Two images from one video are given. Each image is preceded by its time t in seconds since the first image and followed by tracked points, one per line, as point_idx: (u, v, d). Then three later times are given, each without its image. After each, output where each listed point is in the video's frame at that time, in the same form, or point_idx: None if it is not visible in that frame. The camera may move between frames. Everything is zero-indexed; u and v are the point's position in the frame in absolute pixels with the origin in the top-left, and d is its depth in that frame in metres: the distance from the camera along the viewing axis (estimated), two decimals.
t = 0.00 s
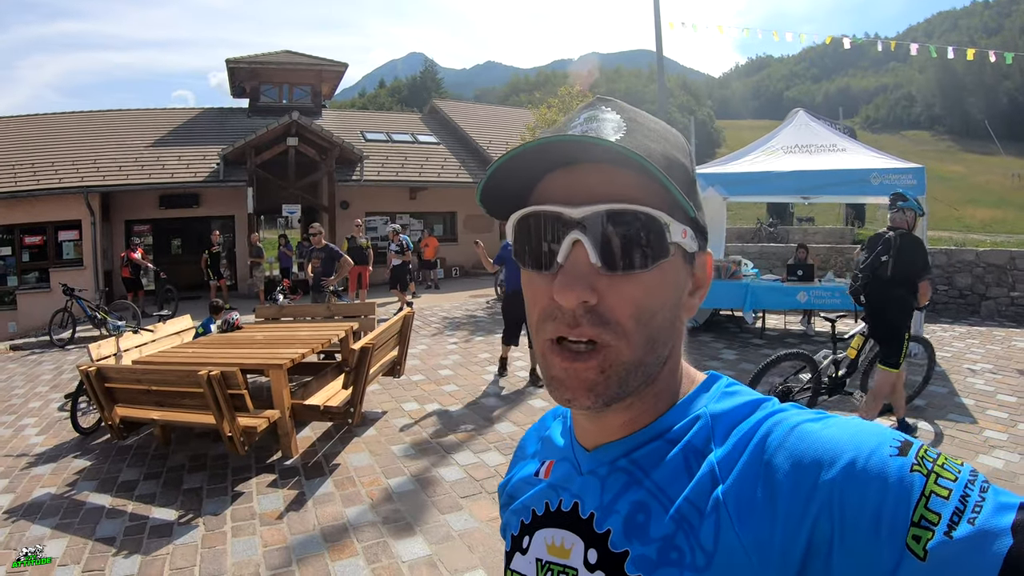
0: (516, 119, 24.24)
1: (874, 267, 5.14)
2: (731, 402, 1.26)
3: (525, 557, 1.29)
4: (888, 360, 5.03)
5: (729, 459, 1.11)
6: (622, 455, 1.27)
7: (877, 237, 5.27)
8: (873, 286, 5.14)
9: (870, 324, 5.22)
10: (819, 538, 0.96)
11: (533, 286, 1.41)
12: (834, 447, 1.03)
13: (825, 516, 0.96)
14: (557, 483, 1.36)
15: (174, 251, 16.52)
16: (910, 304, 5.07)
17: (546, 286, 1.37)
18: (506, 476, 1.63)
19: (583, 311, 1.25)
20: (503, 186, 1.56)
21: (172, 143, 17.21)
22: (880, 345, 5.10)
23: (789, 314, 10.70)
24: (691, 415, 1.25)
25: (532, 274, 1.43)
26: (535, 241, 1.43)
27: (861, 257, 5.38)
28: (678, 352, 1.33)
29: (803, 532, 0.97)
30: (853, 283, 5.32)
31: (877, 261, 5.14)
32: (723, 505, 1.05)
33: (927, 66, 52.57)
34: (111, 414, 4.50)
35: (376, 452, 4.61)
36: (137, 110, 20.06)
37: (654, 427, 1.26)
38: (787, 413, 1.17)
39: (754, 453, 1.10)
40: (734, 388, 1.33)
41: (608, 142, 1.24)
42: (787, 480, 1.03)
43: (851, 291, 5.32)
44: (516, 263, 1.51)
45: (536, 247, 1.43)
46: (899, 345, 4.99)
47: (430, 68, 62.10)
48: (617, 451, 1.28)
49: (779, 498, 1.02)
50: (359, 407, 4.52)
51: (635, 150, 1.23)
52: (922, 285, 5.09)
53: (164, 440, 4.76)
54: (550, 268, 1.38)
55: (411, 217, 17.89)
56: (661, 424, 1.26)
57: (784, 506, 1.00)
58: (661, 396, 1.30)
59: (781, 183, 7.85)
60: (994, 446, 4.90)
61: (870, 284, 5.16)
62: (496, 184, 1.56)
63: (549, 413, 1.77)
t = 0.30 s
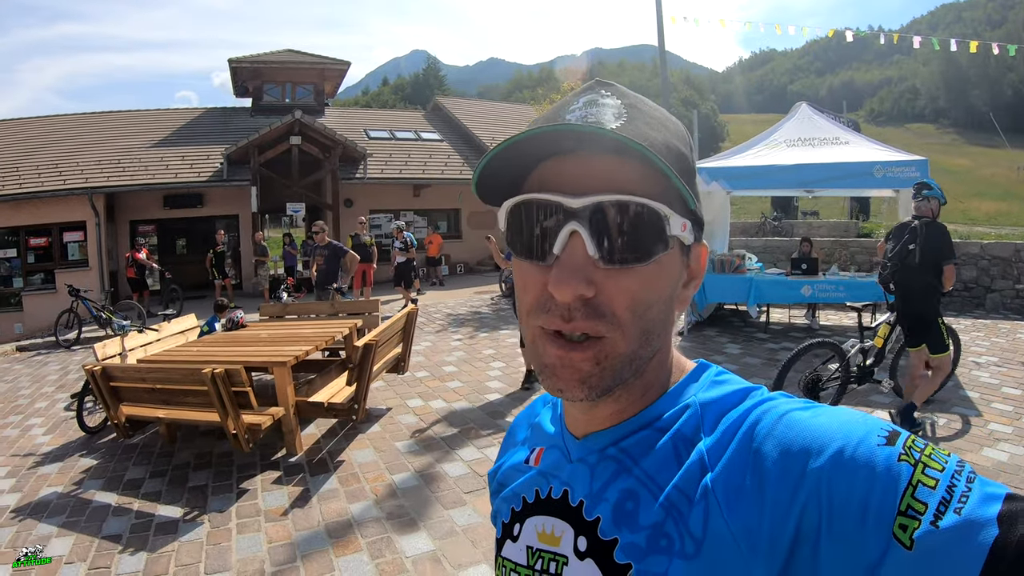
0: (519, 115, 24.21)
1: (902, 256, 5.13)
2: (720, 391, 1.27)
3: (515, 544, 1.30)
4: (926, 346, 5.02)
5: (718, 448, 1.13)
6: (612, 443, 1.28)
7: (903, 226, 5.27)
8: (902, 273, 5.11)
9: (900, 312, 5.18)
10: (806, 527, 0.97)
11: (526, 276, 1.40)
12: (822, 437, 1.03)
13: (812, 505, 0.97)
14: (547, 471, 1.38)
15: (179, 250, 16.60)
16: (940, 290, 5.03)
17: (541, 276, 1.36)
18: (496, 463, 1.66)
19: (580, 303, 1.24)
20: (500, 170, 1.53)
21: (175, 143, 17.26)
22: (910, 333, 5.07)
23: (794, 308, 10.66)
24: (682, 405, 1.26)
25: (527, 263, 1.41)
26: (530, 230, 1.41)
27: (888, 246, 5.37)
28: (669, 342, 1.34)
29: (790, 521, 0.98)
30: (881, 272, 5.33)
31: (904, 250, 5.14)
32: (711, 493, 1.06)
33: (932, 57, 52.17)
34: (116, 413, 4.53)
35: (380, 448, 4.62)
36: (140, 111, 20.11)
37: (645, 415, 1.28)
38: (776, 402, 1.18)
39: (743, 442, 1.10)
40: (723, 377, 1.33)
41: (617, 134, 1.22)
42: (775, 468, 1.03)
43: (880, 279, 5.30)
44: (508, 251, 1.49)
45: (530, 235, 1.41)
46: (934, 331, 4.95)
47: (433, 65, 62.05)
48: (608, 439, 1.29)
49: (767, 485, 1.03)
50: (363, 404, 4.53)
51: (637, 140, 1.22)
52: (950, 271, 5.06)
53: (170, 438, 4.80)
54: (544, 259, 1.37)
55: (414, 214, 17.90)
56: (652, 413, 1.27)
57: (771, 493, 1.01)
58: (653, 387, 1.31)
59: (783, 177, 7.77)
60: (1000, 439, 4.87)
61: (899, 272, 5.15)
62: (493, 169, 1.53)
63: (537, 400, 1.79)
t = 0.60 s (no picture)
0: (526, 111, 24.17)
1: (940, 255, 5.04)
2: (719, 397, 1.28)
3: (515, 547, 1.32)
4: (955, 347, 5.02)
5: (715, 454, 1.14)
6: (610, 448, 1.30)
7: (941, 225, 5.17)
8: (939, 272, 5.02)
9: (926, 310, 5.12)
10: (802, 535, 0.98)
11: (523, 288, 1.39)
12: (819, 445, 1.04)
13: (808, 514, 0.99)
14: (545, 473, 1.39)
15: (186, 247, 16.69)
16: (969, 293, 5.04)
17: (539, 287, 1.36)
18: (495, 465, 1.67)
19: (579, 316, 1.25)
20: (494, 183, 1.51)
21: (182, 140, 17.33)
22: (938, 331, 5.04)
23: (801, 306, 10.61)
24: (681, 410, 1.27)
25: (524, 276, 1.41)
26: (527, 243, 1.41)
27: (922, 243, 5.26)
28: (667, 348, 1.35)
29: (785, 530, 0.99)
30: (914, 269, 5.19)
31: (942, 249, 5.04)
32: (708, 499, 1.07)
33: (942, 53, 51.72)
34: (122, 410, 4.56)
35: (385, 445, 4.63)
36: (147, 108, 20.19)
37: (644, 420, 1.29)
38: (774, 409, 1.18)
39: (740, 449, 1.11)
40: (723, 381, 1.34)
41: (615, 152, 1.21)
42: (773, 475, 1.05)
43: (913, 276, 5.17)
44: (506, 261, 1.49)
45: (528, 248, 1.40)
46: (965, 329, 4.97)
47: (439, 61, 61.98)
48: (606, 444, 1.31)
49: (763, 492, 1.04)
50: (369, 401, 4.50)
51: (631, 153, 1.21)
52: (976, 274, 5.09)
53: (176, 435, 4.83)
54: (541, 271, 1.37)
55: (420, 211, 17.92)
56: (651, 418, 1.29)
57: (768, 500, 1.03)
58: (650, 393, 1.32)
59: (791, 174, 7.73)
60: (1008, 439, 4.83)
61: (934, 271, 5.05)
62: (487, 183, 1.51)
63: (534, 404, 1.80)
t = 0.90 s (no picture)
0: (523, 136, 24.23)
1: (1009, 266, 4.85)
2: (713, 389, 1.19)
3: (537, 548, 1.22)
4: None
5: (710, 442, 1.06)
6: (615, 444, 1.21)
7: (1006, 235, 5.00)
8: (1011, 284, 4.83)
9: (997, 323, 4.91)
10: (794, 514, 0.89)
11: (531, 304, 1.31)
12: (805, 426, 0.97)
13: (799, 493, 0.90)
14: (562, 476, 1.30)
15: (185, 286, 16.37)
16: None
17: (547, 300, 1.29)
18: (517, 478, 1.56)
19: (592, 313, 1.20)
20: (498, 229, 1.46)
21: (178, 177, 17.18)
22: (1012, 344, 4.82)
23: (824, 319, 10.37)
24: (673, 408, 1.19)
25: (528, 293, 1.33)
26: (527, 264, 1.33)
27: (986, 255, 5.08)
28: (664, 346, 1.30)
29: (776, 510, 0.90)
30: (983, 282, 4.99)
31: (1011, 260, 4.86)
32: (705, 484, 0.99)
33: (924, 61, 52.66)
34: (124, 467, 4.28)
35: (417, 495, 4.31)
36: (142, 147, 20.06)
37: (642, 416, 1.20)
38: (764, 395, 1.10)
39: (734, 431, 1.03)
40: (718, 376, 1.25)
41: (607, 157, 1.21)
42: (762, 458, 0.96)
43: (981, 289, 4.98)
44: (510, 288, 1.41)
45: (531, 268, 1.33)
46: None
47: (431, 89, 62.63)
48: (610, 440, 1.22)
49: (755, 474, 0.95)
50: (398, 448, 4.25)
51: (614, 157, 1.23)
52: None
53: (184, 492, 4.52)
54: (549, 285, 1.29)
55: (423, 240, 17.75)
56: (647, 414, 1.20)
57: (759, 481, 0.94)
58: (651, 392, 1.23)
59: (816, 182, 7.61)
60: None
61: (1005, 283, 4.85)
62: (494, 226, 1.45)
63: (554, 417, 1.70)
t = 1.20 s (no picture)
0: (527, 137, 24.25)
1: None
2: (711, 393, 1.19)
3: (534, 548, 1.22)
4: None
5: (707, 445, 1.06)
6: (613, 446, 1.21)
7: None
8: None
9: None
10: (792, 513, 0.89)
11: (532, 309, 1.32)
12: (800, 429, 0.97)
13: (795, 495, 0.90)
14: (559, 477, 1.30)
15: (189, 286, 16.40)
16: None
17: (548, 305, 1.29)
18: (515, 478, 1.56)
19: (592, 319, 1.20)
20: (499, 235, 1.46)
21: (182, 177, 17.25)
22: None
23: (826, 322, 10.36)
24: (671, 409, 1.19)
25: (529, 298, 1.33)
26: (527, 270, 1.34)
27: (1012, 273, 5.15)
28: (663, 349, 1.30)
29: (773, 511, 0.90)
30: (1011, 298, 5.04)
31: None
32: (701, 487, 0.99)
33: (929, 64, 52.52)
34: (127, 466, 4.30)
35: (418, 496, 4.32)
36: (147, 147, 20.14)
37: (640, 418, 1.21)
38: (761, 398, 1.10)
39: (731, 433, 1.03)
40: (716, 379, 1.25)
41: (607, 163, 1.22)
42: (759, 461, 0.96)
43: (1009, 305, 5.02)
44: (511, 293, 1.41)
45: (531, 275, 1.33)
46: None
47: (434, 91, 62.74)
48: (608, 442, 1.22)
49: (750, 476, 0.95)
50: (399, 448, 4.26)
51: (614, 164, 1.24)
52: None
53: (186, 490, 4.53)
54: (549, 290, 1.29)
55: (427, 241, 17.79)
56: (645, 417, 1.20)
57: (755, 484, 0.94)
58: (650, 394, 1.23)
59: (819, 184, 7.59)
60: None
61: None
62: (495, 234, 1.45)
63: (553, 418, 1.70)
